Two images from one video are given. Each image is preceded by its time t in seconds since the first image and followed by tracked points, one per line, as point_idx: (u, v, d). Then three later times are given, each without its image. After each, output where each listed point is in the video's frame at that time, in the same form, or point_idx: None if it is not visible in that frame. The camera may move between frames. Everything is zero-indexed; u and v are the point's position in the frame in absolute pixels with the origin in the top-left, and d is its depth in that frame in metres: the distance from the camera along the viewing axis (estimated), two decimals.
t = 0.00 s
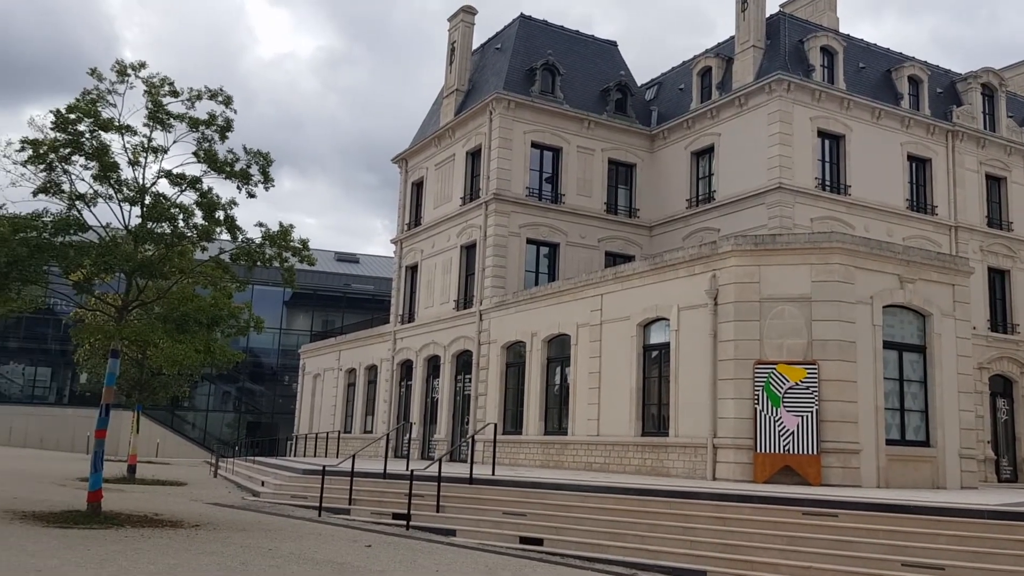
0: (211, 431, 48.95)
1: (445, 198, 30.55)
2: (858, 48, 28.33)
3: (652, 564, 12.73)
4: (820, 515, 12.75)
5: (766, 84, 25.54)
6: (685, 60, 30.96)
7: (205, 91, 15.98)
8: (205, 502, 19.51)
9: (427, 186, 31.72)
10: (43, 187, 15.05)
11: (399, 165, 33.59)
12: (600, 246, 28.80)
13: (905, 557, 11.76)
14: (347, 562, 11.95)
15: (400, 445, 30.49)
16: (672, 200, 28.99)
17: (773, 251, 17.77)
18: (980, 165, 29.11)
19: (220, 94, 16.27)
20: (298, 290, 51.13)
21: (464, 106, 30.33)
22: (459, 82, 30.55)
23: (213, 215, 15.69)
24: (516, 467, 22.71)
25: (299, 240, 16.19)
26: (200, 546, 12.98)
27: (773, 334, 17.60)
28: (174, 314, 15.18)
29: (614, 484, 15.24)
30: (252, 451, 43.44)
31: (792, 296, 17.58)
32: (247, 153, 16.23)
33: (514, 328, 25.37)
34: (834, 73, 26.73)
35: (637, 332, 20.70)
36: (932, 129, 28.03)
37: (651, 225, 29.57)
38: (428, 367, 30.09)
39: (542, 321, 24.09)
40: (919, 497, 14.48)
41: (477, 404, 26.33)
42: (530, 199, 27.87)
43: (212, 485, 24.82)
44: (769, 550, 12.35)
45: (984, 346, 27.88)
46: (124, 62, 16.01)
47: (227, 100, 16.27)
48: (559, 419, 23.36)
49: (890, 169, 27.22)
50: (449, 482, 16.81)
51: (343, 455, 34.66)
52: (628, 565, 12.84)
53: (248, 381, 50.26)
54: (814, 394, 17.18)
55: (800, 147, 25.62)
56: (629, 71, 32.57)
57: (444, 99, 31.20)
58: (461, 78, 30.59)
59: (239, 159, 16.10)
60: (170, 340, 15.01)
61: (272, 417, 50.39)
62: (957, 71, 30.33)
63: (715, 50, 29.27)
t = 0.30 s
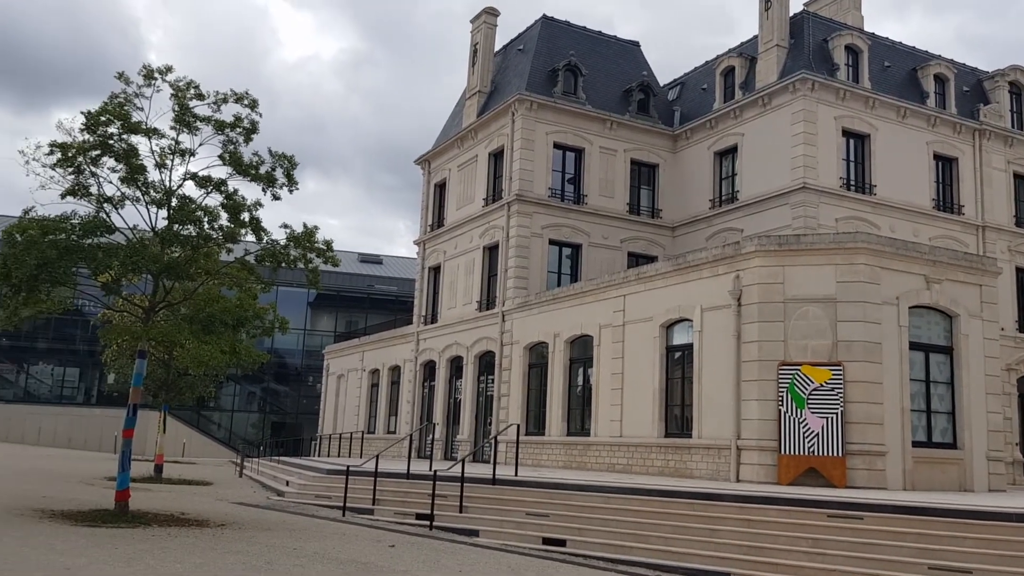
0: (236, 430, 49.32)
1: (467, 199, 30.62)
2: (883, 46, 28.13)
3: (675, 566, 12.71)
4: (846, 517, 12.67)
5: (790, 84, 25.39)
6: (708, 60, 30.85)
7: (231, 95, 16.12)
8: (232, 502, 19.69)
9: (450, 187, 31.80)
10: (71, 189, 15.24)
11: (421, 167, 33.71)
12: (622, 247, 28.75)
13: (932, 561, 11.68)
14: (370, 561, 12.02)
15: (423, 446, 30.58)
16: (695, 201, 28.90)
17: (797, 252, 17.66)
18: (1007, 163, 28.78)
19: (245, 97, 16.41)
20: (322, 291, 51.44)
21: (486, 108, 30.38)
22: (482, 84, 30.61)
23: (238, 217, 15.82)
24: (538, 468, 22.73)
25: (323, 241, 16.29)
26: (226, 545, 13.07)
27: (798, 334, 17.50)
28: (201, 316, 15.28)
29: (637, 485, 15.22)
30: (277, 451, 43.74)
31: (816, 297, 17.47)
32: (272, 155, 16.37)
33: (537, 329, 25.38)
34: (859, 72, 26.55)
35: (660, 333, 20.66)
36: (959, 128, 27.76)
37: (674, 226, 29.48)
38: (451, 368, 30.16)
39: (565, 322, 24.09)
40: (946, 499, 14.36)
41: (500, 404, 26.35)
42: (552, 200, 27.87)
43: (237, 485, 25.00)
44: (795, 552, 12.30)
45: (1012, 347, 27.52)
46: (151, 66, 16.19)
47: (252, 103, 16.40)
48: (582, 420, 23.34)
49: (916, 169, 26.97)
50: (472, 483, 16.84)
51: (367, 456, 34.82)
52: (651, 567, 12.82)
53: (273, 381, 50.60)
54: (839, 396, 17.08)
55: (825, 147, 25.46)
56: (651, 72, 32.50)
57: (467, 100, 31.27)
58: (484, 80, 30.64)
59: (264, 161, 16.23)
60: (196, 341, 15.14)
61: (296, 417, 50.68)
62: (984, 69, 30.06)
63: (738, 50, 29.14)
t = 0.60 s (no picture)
0: (248, 430, 49.49)
1: (478, 199, 30.65)
2: (895, 45, 28.03)
3: (687, 566, 12.71)
4: (859, 517, 12.63)
5: (801, 83, 25.33)
6: (719, 59, 30.79)
7: (243, 95, 16.19)
8: (243, 501, 19.77)
9: (460, 187, 31.84)
10: (85, 189, 15.33)
11: (432, 167, 33.76)
12: (633, 246, 28.74)
13: (944, 561, 11.66)
14: (382, 560, 12.06)
15: (434, 445, 30.63)
16: (705, 200, 28.86)
17: (808, 251, 17.61)
18: (1020, 162, 28.63)
19: (257, 98, 16.48)
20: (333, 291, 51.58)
21: (497, 108, 30.40)
22: (492, 84, 30.64)
23: (250, 218, 15.89)
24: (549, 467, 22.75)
25: (335, 241, 16.34)
26: (239, 544, 13.13)
27: (809, 334, 17.47)
28: (214, 316, 15.33)
29: (648, 484, 15.22)
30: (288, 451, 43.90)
31: (828, 296, 17.43)
32: (283, 156, 16.43)
33: (547, 329, 25.39)
34: (870, 71, 26.46)
35: (671, 333, 20.64)
36: (971, 126, 27.64)
37: (684, 226, 29.45)
38: (461, 367, 30.20)
39: (575, 321, 24.09)
40: (958, 500, 14.32)
41: (510, 404, 26.37)
42: (563, 200, 27.87)
43: (249, 484, 25.08)
44: (807, 553, 12.29)
45: None
46: (163, 67, 16.27)
47: (264, 104, 16.47)
48: (593, 420, 23.34)
49: (928, 168, 26.87)
50: (483, 482, 16.87)
51: (378, 455, 34.89)
52: (662, 567, 12.83)
53: (284, 381, 50.75)
54: (851, 395, 17.04)
55: (836, 146, 25.39)
56: (662, 71, 32.46)
57: (477, 101, 31.29)
58: (494, 80, 30.67)
59: (276, 162, 16.30)
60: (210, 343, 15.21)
61: (308, 417, 50.83)
62: (996, 67, 29.93)
63: (749, 49, 29.08)
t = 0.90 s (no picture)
0: (259, 430, 49.65)
1: (488, 200, 30.68)
2: (906, 45, 27.93)
3: (697, 566, 12.69)
4: (870, 518, 12.61)
5: (812, 83, 25.27)
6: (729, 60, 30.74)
7: (254, 97, 16.27)
8: (255, 501, 19.83)
9: (471, 188, 31.87)
10: (98, 190, 15.42)
11: (443, 168, 33.80)
12: (643, 247, 28.71)
13: (956, 563, 11.63)
14: (393, 560, 12.07)
15: (445, 445, 30.67)
16: (716, 200, 28.82)
17: (820, 251, 17.56)
18: None
19: (268, 99, 16.55)
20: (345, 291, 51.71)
21: (507, 108, 30.41)
22: (502, 85, 30.66)
23: (262, 219, 15.95)
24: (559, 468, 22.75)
25: (346, 242, 16.39)
26: (251, 543, 13.18)
27: (820, 335, 17.42)
28: (226, 317, 15.45)
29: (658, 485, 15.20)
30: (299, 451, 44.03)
31: (839, 296, 17.38)
32: (295, 157, 16.49)
33: (557, 329, 25.39)
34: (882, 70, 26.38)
35: (682, 333, 20.62)
36: (983, 126, 27.52)
37: (695, 226, 29.41)
38: (472, 368, 30.23)
39: (586, 322, 24.09)
40: (971, 501, 14.26)
41: (521, 404, 26.39)
42: (573, 200, 27.87)
43: (261, 484, 25.15)
44: (818, 554, 12.27)
45: None
46: (175, 69, 16.34)
47: (275, 105, 16.53)
48: (603, 420, 23.33)
49: (940, 167, 26.76)
50: (494, 483, 16.89)
51: (388, 455, 34.97)
52: (673, 568, 12.82)
53: (296, 381, 50.89)
54: (862, 396, 16.99)
55: (847, 146, 25.32)
56: (672, 71, 32.43)
57: (488, 101, 31.31)
58: (505, 81, 30.70)
59: (287, 163, 16.36)
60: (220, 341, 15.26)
61: (319, 417, 50.96)
62: (1009, 67, 29.79)
63: (759, 49, 29.02)
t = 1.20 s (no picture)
0: (266, 430, 49.75)
1: (494, 200, 30.70)
2: (913, 43, 27.86)
3: (704, 567, 12.69)
4: (877, 518, 12.59)
5: (818, 82, 25.23)
6: (735, 59, 30.72)
7: (261, 97, 16.32)
8: (262, 500, 19.89)
9: (477, 188, 31.89)
10: (105, 191, 15.48)
11: (449, 168, 33.83)
12: (649, 247, 28.70)
13: (965, 564, 11.61)
14: (401, 560, 12.09)
15: (451, 445, 30.69)
16: (722, 200, 28.80)
17: (826, 251, 17.54)
18: None
19: (275, 99, 16.60)
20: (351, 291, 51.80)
21: (513, 108, 30.43)
22: (508, 85, 30.68)
23: (269, 219, 16.00)
24: (566, 468, 22.76)
25: (352, 242, 16.41)
26: (260, 543, 13.22)
27: (827, 335, 17.40)
28: (233, 317, 15.52)
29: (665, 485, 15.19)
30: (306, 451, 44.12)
31: (846, 296, 17.37)
32: (301, 156, 16.53)
33: (564, 329, 25.39)
34: (888, 69, 26.33)
35: (688, 333, 20.61)
36: (990, 125, 27.46)
37: (701, 226, 29.39)
38: (478, 367, 30.25)
39: (592, 321, 24.08)
40: (978, 501, 14.24)
41: (527, 404, 26.40)
42: (579, 200, 27.87)
43: (268, 484, 25.20)
44: (825, 554, 12.26)
45: None
46: (180, 70, 16.39)
47: (282, 105, 16.58)
48: (610, 420, 23.33)
49: (947, 167, 26.70)
50: (500, 482, 16.92)
51: (395, 455, 35.01)
52: (680, 568, 12.82)
53: (302, 381, 50.97)
54: (870, 396, 16.97)
55: (854, 145, 25.27)
56: (677, 71, 32.41)
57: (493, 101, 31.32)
58: (510, 81, 30.72)
59: (294, 162, 16.40)
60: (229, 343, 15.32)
61: (326, 417, 51.04)
62: (1016, 65, 29.72)
63: (766, 48, 28.97)
